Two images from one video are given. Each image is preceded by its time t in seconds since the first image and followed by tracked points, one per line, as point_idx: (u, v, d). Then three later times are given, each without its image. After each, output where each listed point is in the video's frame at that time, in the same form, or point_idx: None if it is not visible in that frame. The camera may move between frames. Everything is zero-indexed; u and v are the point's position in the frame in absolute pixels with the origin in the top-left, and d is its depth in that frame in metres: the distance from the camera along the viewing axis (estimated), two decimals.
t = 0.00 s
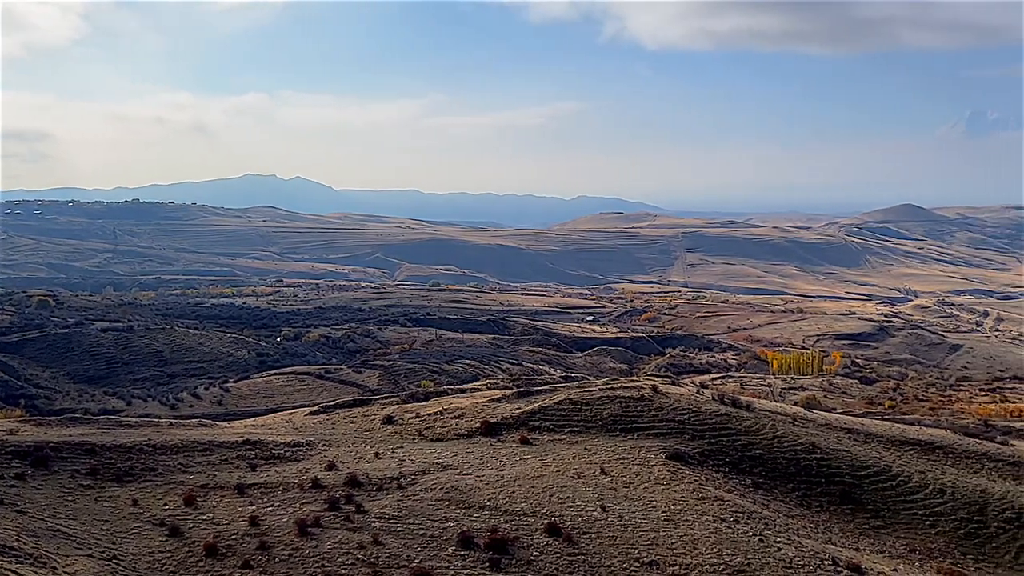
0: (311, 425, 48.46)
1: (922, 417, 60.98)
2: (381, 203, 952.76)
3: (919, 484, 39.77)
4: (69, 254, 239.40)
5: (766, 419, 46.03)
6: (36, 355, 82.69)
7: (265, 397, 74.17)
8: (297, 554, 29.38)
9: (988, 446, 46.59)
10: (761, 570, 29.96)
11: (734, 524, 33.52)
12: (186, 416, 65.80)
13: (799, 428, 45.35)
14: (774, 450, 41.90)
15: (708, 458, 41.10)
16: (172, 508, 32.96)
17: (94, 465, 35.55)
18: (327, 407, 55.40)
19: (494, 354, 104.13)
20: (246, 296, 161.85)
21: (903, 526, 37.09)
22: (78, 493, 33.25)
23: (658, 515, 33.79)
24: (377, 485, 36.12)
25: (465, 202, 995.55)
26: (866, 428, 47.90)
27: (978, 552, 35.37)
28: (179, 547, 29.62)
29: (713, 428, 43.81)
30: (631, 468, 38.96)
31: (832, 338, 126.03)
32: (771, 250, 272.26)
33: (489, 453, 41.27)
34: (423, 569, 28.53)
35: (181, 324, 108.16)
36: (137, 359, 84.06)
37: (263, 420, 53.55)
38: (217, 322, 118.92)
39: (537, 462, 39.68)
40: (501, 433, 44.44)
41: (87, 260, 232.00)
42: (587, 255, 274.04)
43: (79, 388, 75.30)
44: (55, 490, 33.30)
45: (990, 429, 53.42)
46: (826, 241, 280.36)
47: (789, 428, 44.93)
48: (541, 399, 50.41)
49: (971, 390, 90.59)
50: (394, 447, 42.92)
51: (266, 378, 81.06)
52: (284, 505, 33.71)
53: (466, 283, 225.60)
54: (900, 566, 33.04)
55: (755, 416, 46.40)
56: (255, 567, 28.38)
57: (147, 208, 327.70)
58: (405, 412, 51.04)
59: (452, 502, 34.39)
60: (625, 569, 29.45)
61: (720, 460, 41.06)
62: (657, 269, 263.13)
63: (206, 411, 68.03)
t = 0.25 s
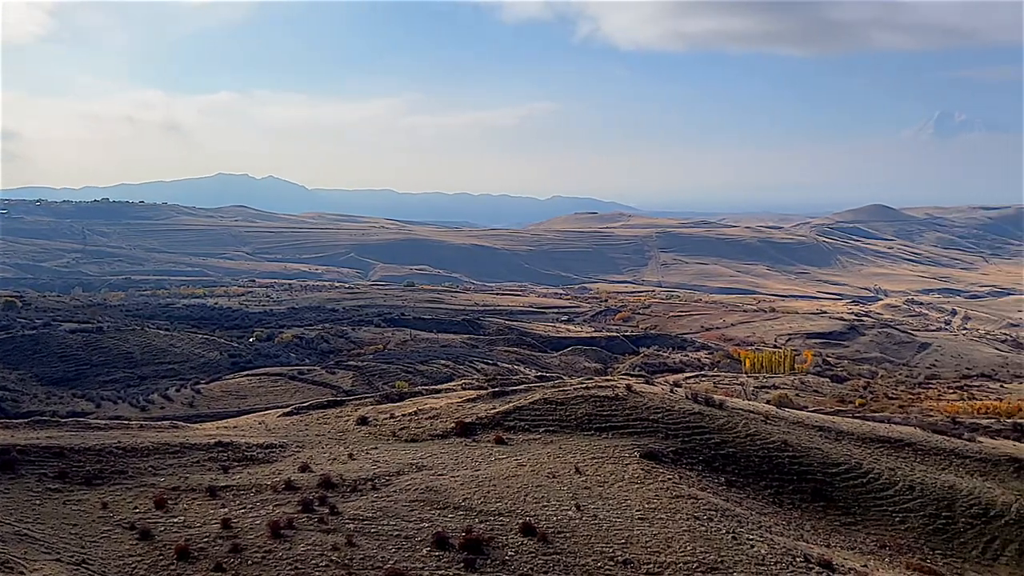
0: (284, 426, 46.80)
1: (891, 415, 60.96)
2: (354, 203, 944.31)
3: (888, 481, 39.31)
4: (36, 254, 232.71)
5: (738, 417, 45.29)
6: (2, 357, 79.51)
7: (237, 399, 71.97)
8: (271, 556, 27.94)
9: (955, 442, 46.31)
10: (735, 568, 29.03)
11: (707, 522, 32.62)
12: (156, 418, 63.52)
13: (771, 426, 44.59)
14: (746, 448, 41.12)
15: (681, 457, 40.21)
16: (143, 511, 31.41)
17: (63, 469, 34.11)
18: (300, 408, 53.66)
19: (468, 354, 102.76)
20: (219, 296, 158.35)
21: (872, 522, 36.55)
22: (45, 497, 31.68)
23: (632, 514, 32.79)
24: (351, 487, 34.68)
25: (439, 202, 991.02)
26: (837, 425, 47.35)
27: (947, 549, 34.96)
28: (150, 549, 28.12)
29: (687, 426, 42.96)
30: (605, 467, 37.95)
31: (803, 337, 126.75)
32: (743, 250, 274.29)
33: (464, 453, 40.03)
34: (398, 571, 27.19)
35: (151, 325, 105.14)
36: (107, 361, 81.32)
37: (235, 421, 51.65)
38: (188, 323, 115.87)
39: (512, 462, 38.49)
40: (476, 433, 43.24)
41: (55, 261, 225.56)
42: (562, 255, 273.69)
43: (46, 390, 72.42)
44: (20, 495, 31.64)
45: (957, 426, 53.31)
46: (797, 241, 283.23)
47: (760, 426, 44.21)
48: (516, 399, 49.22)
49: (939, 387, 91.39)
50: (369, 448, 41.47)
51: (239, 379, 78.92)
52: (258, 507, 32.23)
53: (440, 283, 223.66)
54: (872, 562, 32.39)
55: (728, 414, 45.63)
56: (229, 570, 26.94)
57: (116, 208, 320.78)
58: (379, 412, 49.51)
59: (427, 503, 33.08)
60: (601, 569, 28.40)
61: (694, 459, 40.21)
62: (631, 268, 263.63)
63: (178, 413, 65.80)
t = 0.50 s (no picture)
0: (257, 427, 45.25)
1: (861, 413, 60.97)
2: (328, 203, 935.17)
3: (859, 478, 38.87)
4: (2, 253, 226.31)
5: (712, 416, 44.67)
6: None
7: (210, 400, 69.86)
8: (244, 559, 26.63)
9: (923, 439, 46.11)
10: (709, 566, 28.34)
11: (680, 521, 31.91)
12: (127, 420, 61.45)
13: (743, 425, 44.03)
14: (720, 447, 40.49)
15: (656, 455, 39.50)
16: (113, 515, 29.89)
17: (29, 473, 32.46)
18: (273, 410, 52.02)
19: (443, 354, 101.49)
20: (191, 296, 155.06)
21: (844, 520, 36.07)
22: (12, 501, 30.05)
23: (606, 513, 31.95)
24: (326, 488, 33.37)
25: (414, 202, 985.73)
26: (809, 423, 46.90)
27: (917, 545, 34.58)
28: (120, 554, 26.71)
29: (661, 425, 42.29)
30: (579, 467, 37.11)
31: (775, 336, 127.45)
32: (716, 250, 276.20)
33: (439, 453, 38.89)
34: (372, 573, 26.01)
35: (121, 326, 102.27)
36: (76, 362, 78.79)
37: (207, 423, 49.93)
38: (159, 324, 113.01)
39: (487, 462, 37.43)
40: (451, 433, 42.14)
41: (22, 261, 219.50)
42: (538, 255, 273.17)
43: (13, 393, 69.84)
44: None
45: (926, 422, 53.24)
46: (769, 241, 285.86)
47: (733, 424, 43.63)
48: (490, 399, 48.16)
49: (908, 385, 92.19)
50: (343, 450, 40.13)
51: (211, 380, 76.85)
52: (231, 509, 30.86)
53: (415, 283, 221.74)
54: (843, 559, 31.88)
55: (701, 413, 44.99)
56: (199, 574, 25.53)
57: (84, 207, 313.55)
58: (353, 413, 48.10)
59: (401, 504, 31.91)
60: (577, 569, 27.52)
61: (668, 457, 39.48)
62: (606, 268, 263.95)
63: (149, 415, 63.78)
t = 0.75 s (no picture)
0: (230, 429, 43.64)
1: (833, 411, 60.81)
2: (301, 203, 925.12)
3: (831, 476, 38.32)
4: None
5: (686, 415, 43.96)
6: None
7: (182, 402, 67.66)
8: (216, 562, 25.19)
9: (893, 436, 45.78)
10: (683, 565, 27.52)
11: (655, 519, 31.10)
12: (96, 423, 59.19)
13: (717, 423, 43.38)
14: (694, 445, 39.77)
15: (630, 454, 38.70)
16: (82, 519, 28.21)
17: None
18: (245, 411, 50.30)
19: (418, 355, 100.01)
20: (161, 297, 151.53)
21: (816, 517, 35.38)
22: None
23: (581, 512, 31.06)
24: (299, 490, 32.03)
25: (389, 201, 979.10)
26: (782, 422, 46.30)
27: (886, 540, 33.78)
28: (89, 558, 25.11)
29: (635, 423, 41.57)
30: (555, 466, 36.19)
31: (748, 335, 127.92)
32: (690, 250, 277.67)
33: (413, 454, 37.68)
34: None
35: (89, 327, 99.12)
36: (42, 365, 76.01)
37: (178, 425, 48.08)
38: (128, 325, 109.92)
39: (462, 462, 36.31)
40: (426, 434, 40.96)
41: None
42: (513, 255, 272.27)
43: None
44: None
45: (896, 420, 53.08)
46: (742, 241, 288.13)
47: (707, 423, 42.99)
48: (465, 400, 47.06)
49: (878, 384, 92.81)
50: (317, 451, 38.71)
51: (182, 382, 74.62)
52: (202, 512, 29.36)
53: (390, 283, 219.51)
54: (814, 555, 31.19)
55: (675, 412, 44.29)
56: None
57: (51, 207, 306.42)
58: (327, 414, 46.64)
59: (375, 505, 30.69)
60: (552, 568, 26.62)
61: (642, 456, 38.67)
62: (581, 268, 263.87)
63: (119, 417, 61.51)
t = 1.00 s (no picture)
0: (201, 431, 42.17)
1: (804, 409, 60.61)
2: (274, 203, 914.54)
3: (803, 473, 37.76)
4: None
5: (660, 413, 43.36)
6: None
7: (153, 404, 65.66)
8: (188, 565, 24.05)
9: (863, 434, 45.09)
10: (658, 564, 26.91)
11: (630, 518, 30.50)
12: (64, 425, 57.16)
13: (691, 422, 42.83)
14: (668, 444, 39.16)
15: (605, 453, 38.11)
16: (50, 523, 26.81)
17: None
18: (216, 413, 48.67)
19: (394, 355, 98.68)
20: (131, 298, 148.19)
21: (788, 514, 34.77)
22: None
23: (557, 512, 30.37)
24: (273, 492, 30.87)
25: (363, 201, 971.97)
26: (755, 420, 45.56)
27: (856, 536, 33.25)
28: (58, 564, 23.81)
29: (610, 422, 41.00)
30: (530, 466, 35.46)
31: (721, 335, 128.49)
32: (664, 250, 279.06)
33: (387, 455, 36.67)
34: None
35: (56, 329, 96.28)
36: (7, 368, 73.46)
37: (149, 427, 46.46)
38: (97, 326, 107.03)
39: (438, 463, 35.39)
40: (400, 434, 39.97)
41: None
42: (488, 255, 271.31)
43: None
44: None
45: (866, 418, 52.60)
46: (716, 241, 290.16)
47: (681, 421, 42.45)
48: (439, 400, 46.04)
49: (850, 382, 93.55)
50: (290, 453, 37.50)
51: (153, 383, 72.60)
52: (173, 515, 28.09)
53: (364, 284, 217.31)
54: (786, 552, 30.70)
55: (650, 410, 43.69)
56: None
57: (17, 206, 298.95)
58: (301, 416, 45.39)
59: (349, 507, 29.69)
60: (527, 569, 25.90)
61: (616, 455, 38.09)
62: (556, 267, 263.81)
63: (88, 420, 59.49)
